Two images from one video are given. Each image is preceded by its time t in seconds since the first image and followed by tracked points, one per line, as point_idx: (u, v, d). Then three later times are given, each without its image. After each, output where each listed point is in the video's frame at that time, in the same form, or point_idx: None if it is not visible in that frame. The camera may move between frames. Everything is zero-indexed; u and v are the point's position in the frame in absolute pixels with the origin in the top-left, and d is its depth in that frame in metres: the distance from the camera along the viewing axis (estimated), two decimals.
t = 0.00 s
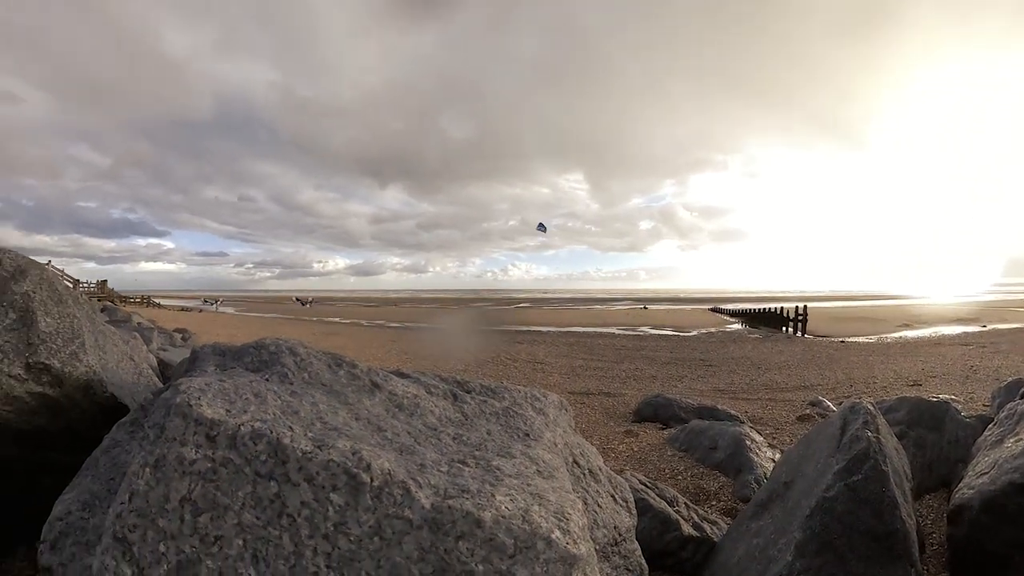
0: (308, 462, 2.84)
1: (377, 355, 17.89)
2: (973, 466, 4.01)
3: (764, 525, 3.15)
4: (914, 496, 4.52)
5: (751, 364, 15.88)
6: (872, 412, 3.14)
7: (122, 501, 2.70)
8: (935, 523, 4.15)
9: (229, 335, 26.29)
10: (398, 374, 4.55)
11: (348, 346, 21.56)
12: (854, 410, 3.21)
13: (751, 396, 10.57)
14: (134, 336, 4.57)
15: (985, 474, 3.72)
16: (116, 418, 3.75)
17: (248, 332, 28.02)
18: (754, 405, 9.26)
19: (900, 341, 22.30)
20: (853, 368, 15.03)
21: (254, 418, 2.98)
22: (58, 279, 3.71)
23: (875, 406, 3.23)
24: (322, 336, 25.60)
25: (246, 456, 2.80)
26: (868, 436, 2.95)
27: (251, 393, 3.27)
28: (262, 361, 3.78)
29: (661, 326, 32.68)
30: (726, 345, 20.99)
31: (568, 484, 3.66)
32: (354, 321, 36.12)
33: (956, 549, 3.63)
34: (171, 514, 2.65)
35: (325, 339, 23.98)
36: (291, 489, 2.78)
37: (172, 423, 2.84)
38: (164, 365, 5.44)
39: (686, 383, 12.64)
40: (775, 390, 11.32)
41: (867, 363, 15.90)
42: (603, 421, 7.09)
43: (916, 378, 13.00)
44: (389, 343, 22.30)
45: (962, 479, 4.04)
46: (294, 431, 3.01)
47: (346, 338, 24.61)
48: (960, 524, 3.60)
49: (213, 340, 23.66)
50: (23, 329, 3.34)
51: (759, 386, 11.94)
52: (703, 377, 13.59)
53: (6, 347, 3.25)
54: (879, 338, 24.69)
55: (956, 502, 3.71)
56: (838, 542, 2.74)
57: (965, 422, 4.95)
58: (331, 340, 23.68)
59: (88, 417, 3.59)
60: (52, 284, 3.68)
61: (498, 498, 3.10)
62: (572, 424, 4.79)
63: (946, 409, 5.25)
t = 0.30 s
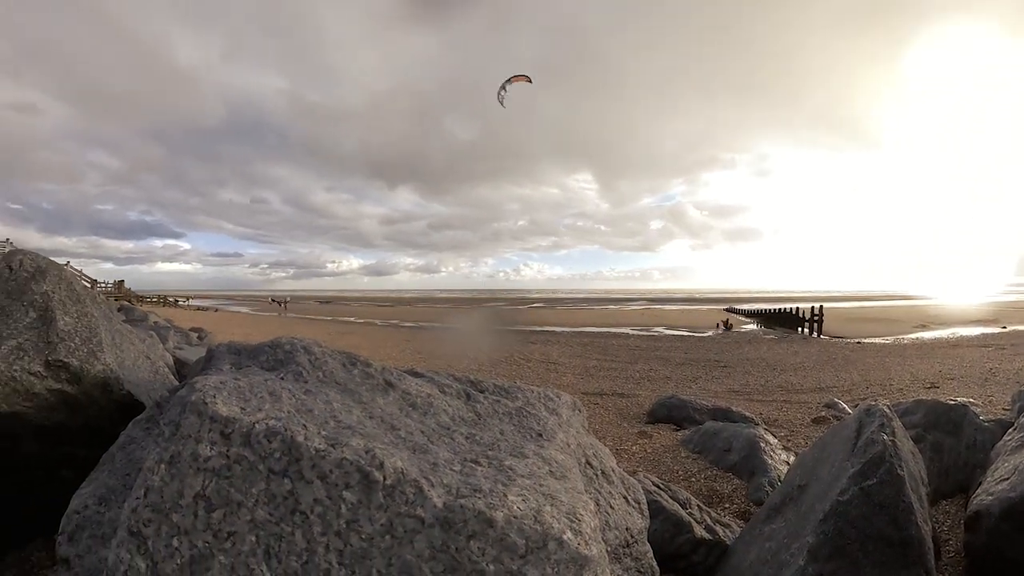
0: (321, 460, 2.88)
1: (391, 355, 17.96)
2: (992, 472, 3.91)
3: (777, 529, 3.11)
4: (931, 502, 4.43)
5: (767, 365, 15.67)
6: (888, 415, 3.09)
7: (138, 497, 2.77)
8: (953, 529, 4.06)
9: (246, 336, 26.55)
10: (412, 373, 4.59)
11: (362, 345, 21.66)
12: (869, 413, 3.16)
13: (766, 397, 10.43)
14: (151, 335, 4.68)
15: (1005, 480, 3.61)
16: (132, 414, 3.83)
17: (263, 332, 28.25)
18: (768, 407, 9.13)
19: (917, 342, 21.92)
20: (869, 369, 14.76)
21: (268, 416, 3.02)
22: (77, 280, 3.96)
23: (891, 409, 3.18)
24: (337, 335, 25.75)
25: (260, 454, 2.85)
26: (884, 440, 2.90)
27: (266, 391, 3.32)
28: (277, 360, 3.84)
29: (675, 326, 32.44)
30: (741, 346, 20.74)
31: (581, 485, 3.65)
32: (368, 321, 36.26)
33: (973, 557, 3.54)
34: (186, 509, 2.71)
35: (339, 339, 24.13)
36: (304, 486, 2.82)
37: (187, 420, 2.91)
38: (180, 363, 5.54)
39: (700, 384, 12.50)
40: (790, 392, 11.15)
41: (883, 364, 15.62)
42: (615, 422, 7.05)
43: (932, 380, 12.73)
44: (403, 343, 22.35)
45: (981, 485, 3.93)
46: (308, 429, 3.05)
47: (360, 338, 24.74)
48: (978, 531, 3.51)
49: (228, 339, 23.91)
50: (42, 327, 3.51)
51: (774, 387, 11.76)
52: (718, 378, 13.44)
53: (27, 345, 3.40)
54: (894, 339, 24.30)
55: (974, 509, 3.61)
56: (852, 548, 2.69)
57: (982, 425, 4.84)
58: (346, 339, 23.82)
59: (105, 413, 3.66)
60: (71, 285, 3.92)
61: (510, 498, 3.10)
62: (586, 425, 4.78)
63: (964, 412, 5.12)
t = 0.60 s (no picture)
0: (335, 458, 2.92)
1: (405, 355, 17.99)
2: (1012, 478, 3.81)
3: (790, 533, 3.06)
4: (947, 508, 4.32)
5: (781, 366, 15.45)
6: (904, 418, 3.06)
7: (153, 492, 2.84)
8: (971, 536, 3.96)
9: (261, 335, 26.77)
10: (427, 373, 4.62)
11: (376, 345, 21.72)
12: (885, 415, 3.14)
13: (782, 399, 10.27)
14: (167, 334, 4.77)
15: None
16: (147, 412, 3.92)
17: (277, 331, 28.43)
18: (783, 409, 9.00)
19: (935, 344, 21.49)
20: (885, 371, 14.49)
21: (282, 414, 3.07)
22: (94, 280, 4.06)
23: (908, 412, 3.14)
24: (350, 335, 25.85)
25: (274, 451, 2.89)
26: (899, 443, 2.87)
27: (281, 390, 3.38)
28: (292, 359, 3.90)
29: (689, 327, 32.15)
30: (757, 347, 20.46)
31: (593, 486, 3.64)
32: (382, 321, 36.30)
33: (990, 566, 3.45)
34: (200, 505, 2.77)
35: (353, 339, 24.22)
36: (318, 484, 2.86)
37: (202, 418, 2.97)
38: (196, 362, 5.64)
39: (715, 385, 12.36)
40: (805, 393, 10.98)
41: (899, 366, 15.33)
42: (628, 423, 6.99)
43: (949, 382, 12.46)
44: (417, 343, 22.36)
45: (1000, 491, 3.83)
46: (322, 427, 3.09)
47: (375, 338, 24.82)
48: (996, 539, 3.42)
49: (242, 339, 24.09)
50: (61, 326, 3.59)
51: (790, 389, 11.58)
52: (732, 379, 13.28)
53: (45, 343, 3.49)
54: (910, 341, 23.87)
55: (992, 516, 3.52)
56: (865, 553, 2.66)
57: (1002, 430, 4.73)
58: (359, 339, 23.90)
59: (122, 411, 3.76)
60: (88, 285, 4.01)
61: (522, 497, 3.11)
62: (599, 425, 4.76)
63: (984, 416, 4.99)
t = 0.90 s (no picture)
0: (347, 456, 2.95)
1: (419, 354, 18.01)
2: None
3: (803, 537, 3.03)
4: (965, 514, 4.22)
5: (797, 367, 15.23)
6: (920, 421, 3.05)
7: (167, 488, 2.90)
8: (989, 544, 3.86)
9: (276, 336, 27.05)
10: (440, 373, 4.64)
11: (390, 345, 21.75)
12: (902, 418, 3.15)
13: (798, 401, 10.11)
14: (184, 334, 4.87)
15: None
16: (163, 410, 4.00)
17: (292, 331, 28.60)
18: (797, 411, 8.84)
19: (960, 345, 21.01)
20: (902, 372, 14.18)
21: (297, 412, 3.12)
22: (111, 280, 4.17)
23: (924, 416, 3.13)
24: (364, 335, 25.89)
25: (288, 449, 2.94)
26: (915, 447, 2.85)
27: (296, 388, 3.43)
28: (307, 358, 3.95)
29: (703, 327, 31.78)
30: (772, 348, 20.16)
31: (605, 487, 3.62)
32: (396, 322, 36.34)
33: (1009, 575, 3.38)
34: (213, 502, 2.82)
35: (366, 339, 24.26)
36: (331, 481, 2.90)
37: (217, 415, 3.02)
38: (212, 361, 5.73)
39: (730, 387, 12.21)
40: (820, 395, 10.78)
41: (916, 367, 15.00)
42: (641, 424, 6.94)
43: (967, 384, 12.16)
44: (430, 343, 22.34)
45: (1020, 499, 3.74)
46: (337, 426, 3.13)
47: (388, 338, 24.86)
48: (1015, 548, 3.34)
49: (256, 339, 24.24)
50: (78, 325, 3.71)
51: (807, 390, 11.39)
52: (748, 380, 13.11)
53: (64, 341, 3.60)
54: (927, 341, 23.37)
55: (1011, 524, 3.44)
56: (878, 559, 2.64)
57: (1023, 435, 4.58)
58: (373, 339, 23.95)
59: (138, 407, 3.85)
60: (104, 285, 4.14)
61: (534, 498, 3.11)
62: (613, 426, 4.75)
63: (1004, 420, 4.84)
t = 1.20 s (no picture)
0: (361, 454, 2.99)
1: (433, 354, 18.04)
2: None
3: (816, 541, 2.99)
4: (982, 522, 4.09)
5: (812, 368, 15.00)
6: (936, 424, 2.99)
7: (181, 485, 2.96)
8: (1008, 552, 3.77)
9: (291, 335, 27.35)
10: (454, 373, 4.66)
11: (404, 345, 21.80)
12: (917, 421, 3.09)
13: (814, 402, 9.95)
14: (200, 334, 4.97)
15: None
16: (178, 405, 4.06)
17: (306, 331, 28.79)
18: (812, 413, 8.69)
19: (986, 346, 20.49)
20: (918, 374, 13.85)
21: (311, 411, 3.16)
22: (127, 280, 4.29)
23: (941, 418, 3.07)
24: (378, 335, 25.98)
25: (302, 447, 2.98)
26: (932, 450, 2.79)
27: (311, 387, 3.48)
28: (321, 357, 4.01)
29: (718, 327, 31.44)
30: (789, 349, 19.84)
31: (618, 488, 3.60)
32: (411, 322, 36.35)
33: None
34: (227, 498, 2.88)
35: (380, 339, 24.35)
36: (343, 479, 2.93)
37: (232, 413, 3.08)
38: (228, 360, 5.82)
39: (745, 388, 12.04)
40: (835, 397, 10.58)
41: (932, 369, 14.66)
42: (654, 425, 6.88)
43: (991, 386, 11.87)
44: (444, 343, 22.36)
45: None
46: (350, 425, 3.17)
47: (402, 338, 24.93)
48: None
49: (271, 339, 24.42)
50: (95, 325, 3.82)
51: (823, 392, 11.21)
52: (764, 382, 12.93)
53: (82, 340, 3.72)
54: (945, 343, 22.85)
55: None
56: (892, 565, 2.60)
57: None
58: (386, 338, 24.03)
59: (154, 403, 3.92)
60: (122, 285, 4.25)
61: (546, 498, 3.11)
62: (625, 427, 4.72)
63: None
